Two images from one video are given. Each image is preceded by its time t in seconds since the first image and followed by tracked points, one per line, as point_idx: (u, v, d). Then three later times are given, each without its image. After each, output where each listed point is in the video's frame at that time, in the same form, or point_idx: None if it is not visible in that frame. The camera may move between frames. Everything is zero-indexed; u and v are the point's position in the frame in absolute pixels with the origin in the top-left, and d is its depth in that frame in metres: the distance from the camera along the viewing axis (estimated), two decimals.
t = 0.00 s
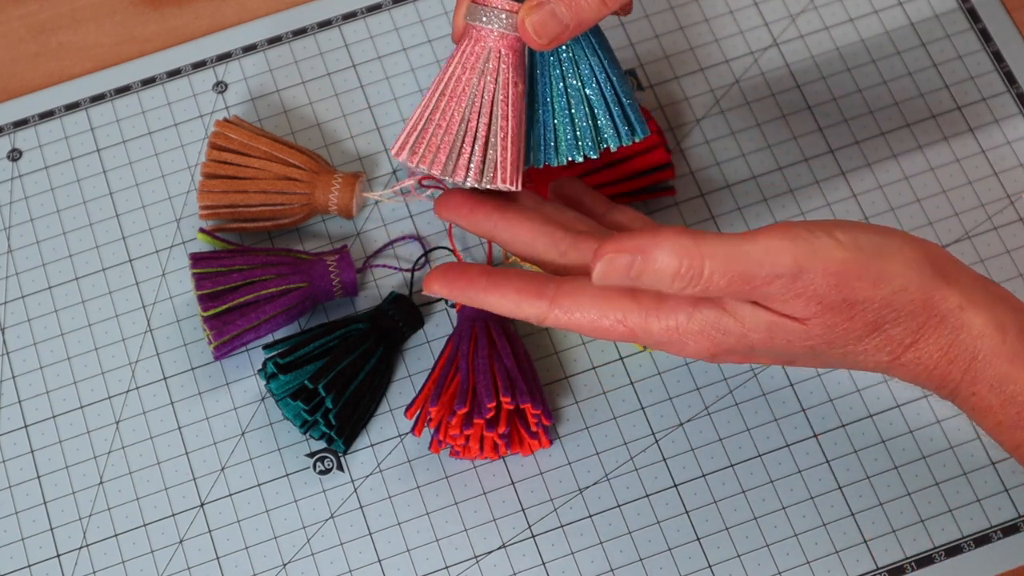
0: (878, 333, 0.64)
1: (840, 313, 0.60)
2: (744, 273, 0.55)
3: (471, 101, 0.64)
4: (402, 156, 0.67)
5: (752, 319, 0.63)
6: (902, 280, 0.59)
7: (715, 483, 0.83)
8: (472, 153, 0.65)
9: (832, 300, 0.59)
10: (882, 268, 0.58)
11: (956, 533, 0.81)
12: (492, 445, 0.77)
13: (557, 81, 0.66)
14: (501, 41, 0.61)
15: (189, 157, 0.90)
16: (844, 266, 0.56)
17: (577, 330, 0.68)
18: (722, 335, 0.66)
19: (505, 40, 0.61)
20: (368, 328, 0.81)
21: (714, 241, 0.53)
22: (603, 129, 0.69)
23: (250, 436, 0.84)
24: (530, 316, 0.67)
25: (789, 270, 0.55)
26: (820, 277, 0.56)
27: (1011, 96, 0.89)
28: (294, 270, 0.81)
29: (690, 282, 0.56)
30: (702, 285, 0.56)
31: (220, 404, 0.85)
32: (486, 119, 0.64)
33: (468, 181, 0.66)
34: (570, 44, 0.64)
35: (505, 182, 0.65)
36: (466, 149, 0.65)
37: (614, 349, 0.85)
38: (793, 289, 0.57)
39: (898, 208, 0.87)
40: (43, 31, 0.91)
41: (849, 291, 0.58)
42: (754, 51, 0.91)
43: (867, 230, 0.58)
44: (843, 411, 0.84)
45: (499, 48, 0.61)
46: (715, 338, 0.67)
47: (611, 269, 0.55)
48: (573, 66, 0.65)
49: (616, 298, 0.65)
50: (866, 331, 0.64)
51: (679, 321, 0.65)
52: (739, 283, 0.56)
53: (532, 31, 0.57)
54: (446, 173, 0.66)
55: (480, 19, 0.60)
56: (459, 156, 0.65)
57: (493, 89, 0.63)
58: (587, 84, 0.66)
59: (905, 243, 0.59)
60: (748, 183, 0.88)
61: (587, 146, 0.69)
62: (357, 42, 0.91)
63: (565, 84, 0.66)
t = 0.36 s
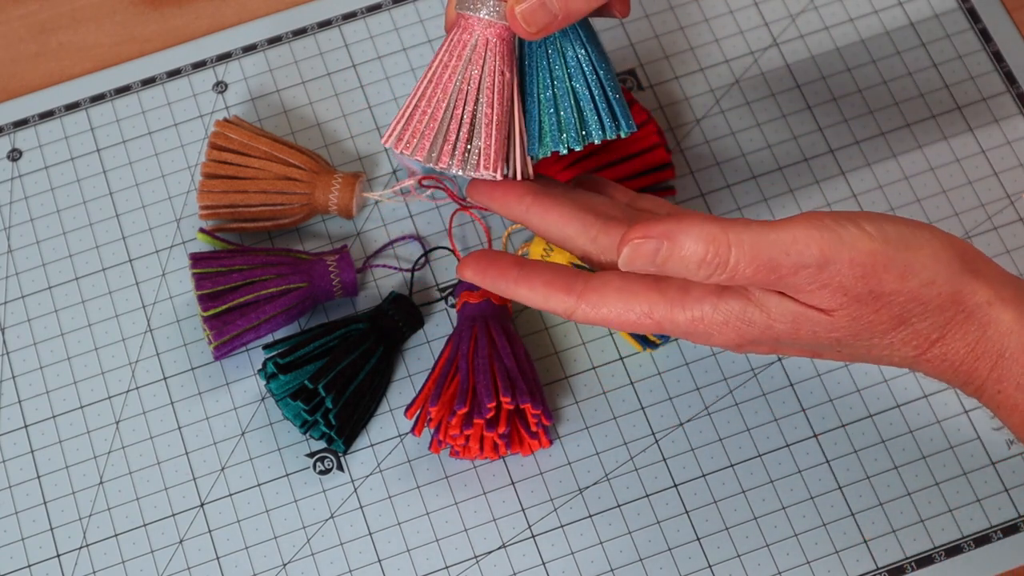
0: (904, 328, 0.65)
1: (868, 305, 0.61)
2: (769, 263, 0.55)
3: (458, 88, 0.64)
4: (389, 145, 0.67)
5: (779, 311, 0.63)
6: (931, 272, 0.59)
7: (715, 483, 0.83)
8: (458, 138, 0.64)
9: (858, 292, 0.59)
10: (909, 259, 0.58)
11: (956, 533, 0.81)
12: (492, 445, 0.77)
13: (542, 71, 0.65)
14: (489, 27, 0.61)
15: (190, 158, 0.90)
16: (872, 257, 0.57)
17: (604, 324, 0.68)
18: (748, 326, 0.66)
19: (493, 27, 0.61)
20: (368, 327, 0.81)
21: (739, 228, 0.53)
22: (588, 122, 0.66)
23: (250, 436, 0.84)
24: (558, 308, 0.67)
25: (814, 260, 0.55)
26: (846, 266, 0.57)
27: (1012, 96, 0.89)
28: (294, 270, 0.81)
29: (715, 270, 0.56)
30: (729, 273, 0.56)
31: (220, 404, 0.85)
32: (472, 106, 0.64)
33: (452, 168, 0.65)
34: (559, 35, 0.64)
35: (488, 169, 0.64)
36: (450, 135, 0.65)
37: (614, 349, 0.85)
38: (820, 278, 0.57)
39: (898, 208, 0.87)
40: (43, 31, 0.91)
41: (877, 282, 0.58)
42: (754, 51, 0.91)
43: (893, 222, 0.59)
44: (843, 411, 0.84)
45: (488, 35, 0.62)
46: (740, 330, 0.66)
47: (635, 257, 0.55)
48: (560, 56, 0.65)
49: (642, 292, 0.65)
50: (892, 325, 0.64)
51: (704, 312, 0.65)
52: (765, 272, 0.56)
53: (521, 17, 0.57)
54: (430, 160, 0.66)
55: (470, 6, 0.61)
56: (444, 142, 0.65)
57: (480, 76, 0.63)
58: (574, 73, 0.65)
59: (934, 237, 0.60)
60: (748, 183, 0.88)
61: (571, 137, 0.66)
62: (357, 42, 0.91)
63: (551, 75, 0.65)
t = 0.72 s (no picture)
0: (910, 323, 0.64)
1: (873, 301, 0.61)
2: (770, 256, 0.56)
3: (457, 77, 0.64)
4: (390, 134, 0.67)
5: (785, 311, 0.63)
6: (932, 264, 0.60)
7: (715, 483, 0.82)
8: (458, 127, 0.65)
9: (861, 284, 0.59)
10: (908, 250, 0.59)
11: (956, 533, 0.81)
12: (492, 445, 0.77)
13: (543, 63, 0.65)
14: (489, 18, 0.62)
15: (190, 158, 0.90)
16: (871, 248, 0.58)
17: (609, 343, 0.68)
18: (754, 329, 0.65)
19: (493, 17, 0.62)
20: (368, 328, 0.81)
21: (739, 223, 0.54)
22: (589, 113, 0.66)
23: (250, 436, 0.84)
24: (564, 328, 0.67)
25: (814, 252, 0.56)
26: (846, 257, 0.57)
27: (1011, 96, 0.89)
28: (294, 270, 0.81)
29: (716, 266, 0.56)
30: (729, 269, 0.56)
31: (220, 404, 0.85)
32: (471, 95, 0.64)
33: (451, 157, 0.66)
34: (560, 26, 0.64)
35: (485, 159, 0.64)
36: (450, 125, 0.65)
37: (614, 349, 0.85)
38: (822, 269, 0.58)
39: (898, 207, 0.87)
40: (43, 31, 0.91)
41: (878, 274, 0.59)
42: (754, 51, 0.91)
43: (892, 216, 0.60)
44: (843, 411, 0.84)
45: (487, 25, 0.62)
46: (747, 333, 0.65)
47: (637, 254, 0.56)
48: (562, 47, 0.65)
49: (646, 307, 0.65)
50: (899, 321, 0.64)
51: (709, 317, 0.64)
52: (765, 266, 0.57)
53: (522, 8, 0.57)
54: (429, 150, 0.66)
55: None
56: (443, 132, 0.65)
57: (479, 66, 0.63)
58: (574, 65, 0.65)
59: (936, 231, 0.61)
60: (748, 183, 0.88)
61: (572, 128, 0.66)
62: (356, 42, 0.91)
63: (551, 66, 0.65)
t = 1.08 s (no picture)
0: (911, 325, 0.64)
1: (875, 302, 0.61)
2: (774, 260, 0.56)
3: (465, 101, 0.64)
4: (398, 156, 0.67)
5: (785, 311, 0.63)
6: (934, 266, 0.60)
7: (715, 483, 0.82)
8: (467, 151, 0.65)
9: (864, 287, 0.59)
10: (911, 252, 0.59)
11: (956, 533, 0.81)
12: (492, 445, 0.77)
13: (550, 82, 0.66)
14: (496, 40, 0.61)
15: (189, 157, 0.90)
16: (875, 251, 0.58)
17: (609, 338, 0.68)
18: (754, 328, 0.65)
19: (499, 40, 0.61)
20: (368, 328, 0.81)
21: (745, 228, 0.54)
22: (597, 131, 0.67)
23: (250, 436, 0.84)
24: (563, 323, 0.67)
25: (818, 255, 0.56)
26: (850, 260, 0.57)
27: (1011, 96, 0.89)
28: (294, 270, 0.81)
29: (721, 270, 0.56)
30: (733, 272, 0.56)
31: (220, 404, 0.85)
32: (479, 119, 0.64)
33: (460, 180, 0.66)
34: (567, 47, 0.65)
35: (496, 182, 0.64)
36: (459, 148, 0.65)
37: (614, 349, 0.85)
38: (823, 272, 0.58)
39: (898, 207, 0.87)
40: (43, 31, 0.91)
41: (881, 277, 0.59)
42: (754, 51, 0.91)
43: (893, 219, 0.60)
44: (843, 411, 0.84)
45: (494, 48, 0.62)
46: (747, 332, 0.65)
47: (642, 258, 0.56)
48: (569, 67, 0.65)
49: (646, 301, 0.65)
50: (900, 322, 0.64)
51: (709, 315, 0.65)
52: (769, 270, 0.56)
53: (529, 28, 0.57)
54: (438, 173, 0.66)
55: (475, 19, 0.61)
56: (452, 155, 0.65)
57: (487, 89, 0.63)
58: (582, 84, 0.66)
59: (936, 233, 0.61)
60: (748, 183, 0.88)
61: (581, 147, 0.67)
62: (356, 42, 0.91)
63: (559, 85, 0.66)
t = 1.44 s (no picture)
0: (912, 322, 0.64)
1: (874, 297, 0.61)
2: (775, 253, 0.56)
3: (457, 83, 0.64)
4: (389, 140, 0.67)
5: (786, 307, 0.63)
6: (934, 261, 0.60)
7: (715, 483, 0.82)
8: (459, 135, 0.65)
9: (865, 282, 0.59)
10: (912, 247, 0.59)
11: (956, 533, 0.81)
12: (491, 445, 0.78)
13: (540, 67, 0.65)
14: (489, 24, 0.61)
15: (190, 158, 0.90)
16: (875, 246, 0.58)
17: (609, 338, 0.68)
18: (755, 325, 0.65)
19: (492, 23, 0.61)
20: (368, 328, 0.81)
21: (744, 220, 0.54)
22: (586, 117, 0.66)
23: (250, 436, 0.84)
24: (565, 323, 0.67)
25: (820, 249, 0.56)
26: (851, 255, 0.57)
27: (1012, 96, 0.89)
28: (294, 270, 0.81)
29: (722, 264, 0.56)
30: (734, 267, 0.56)
31: (220, 404, 0.85)
32: (470, 102, 0.64)
33: (451, 163, 0.66)
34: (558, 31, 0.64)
35: (487, 165, 0.65)
36: (450, 132, 0.65)
37: (614, 349, 0.85)
38: (823, 268, 0.58)
39: (898, 207, 0.87)
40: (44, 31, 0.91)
41: (882, 273, 0.59)
42: (754, 51, 0.91)
43: (894, 214, 0.60)
44: (843, 411, 0.84)
45: (487, 31, 0.62)
46: (748, 329, 0.65)
47: (641, 251, 0.56)
48: (559, 51, 0.64)
49: (647, 300, 0.64)
50: (901, 318, 0.64)
51: (710, 313, 0.64)
52: (770, 264, 0.56)
53: (521, 13, 0.57)
54: (429, 155, 0.66)
55: (469, 2, 0.61)
56: (444, 138, 0.65)
57: (479, 72, 0.63)
58: (572, 69, 0.65)
59: (937, 229, 0.61)
60: (748, 183, 0.88)
61: (569, 132, 0.65)
62: (356, 42, 0.91)
63: (549, 70, 0.65)
